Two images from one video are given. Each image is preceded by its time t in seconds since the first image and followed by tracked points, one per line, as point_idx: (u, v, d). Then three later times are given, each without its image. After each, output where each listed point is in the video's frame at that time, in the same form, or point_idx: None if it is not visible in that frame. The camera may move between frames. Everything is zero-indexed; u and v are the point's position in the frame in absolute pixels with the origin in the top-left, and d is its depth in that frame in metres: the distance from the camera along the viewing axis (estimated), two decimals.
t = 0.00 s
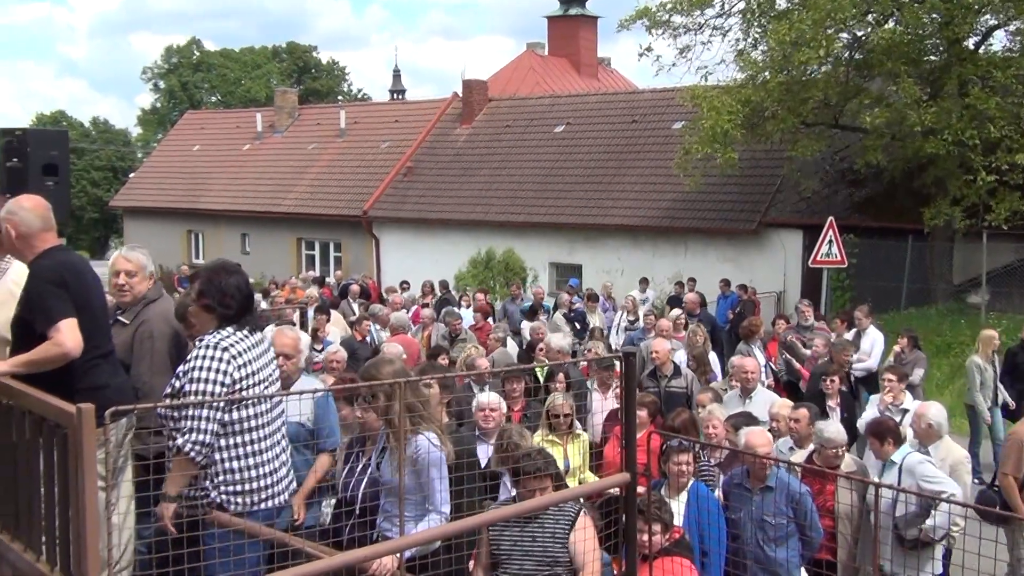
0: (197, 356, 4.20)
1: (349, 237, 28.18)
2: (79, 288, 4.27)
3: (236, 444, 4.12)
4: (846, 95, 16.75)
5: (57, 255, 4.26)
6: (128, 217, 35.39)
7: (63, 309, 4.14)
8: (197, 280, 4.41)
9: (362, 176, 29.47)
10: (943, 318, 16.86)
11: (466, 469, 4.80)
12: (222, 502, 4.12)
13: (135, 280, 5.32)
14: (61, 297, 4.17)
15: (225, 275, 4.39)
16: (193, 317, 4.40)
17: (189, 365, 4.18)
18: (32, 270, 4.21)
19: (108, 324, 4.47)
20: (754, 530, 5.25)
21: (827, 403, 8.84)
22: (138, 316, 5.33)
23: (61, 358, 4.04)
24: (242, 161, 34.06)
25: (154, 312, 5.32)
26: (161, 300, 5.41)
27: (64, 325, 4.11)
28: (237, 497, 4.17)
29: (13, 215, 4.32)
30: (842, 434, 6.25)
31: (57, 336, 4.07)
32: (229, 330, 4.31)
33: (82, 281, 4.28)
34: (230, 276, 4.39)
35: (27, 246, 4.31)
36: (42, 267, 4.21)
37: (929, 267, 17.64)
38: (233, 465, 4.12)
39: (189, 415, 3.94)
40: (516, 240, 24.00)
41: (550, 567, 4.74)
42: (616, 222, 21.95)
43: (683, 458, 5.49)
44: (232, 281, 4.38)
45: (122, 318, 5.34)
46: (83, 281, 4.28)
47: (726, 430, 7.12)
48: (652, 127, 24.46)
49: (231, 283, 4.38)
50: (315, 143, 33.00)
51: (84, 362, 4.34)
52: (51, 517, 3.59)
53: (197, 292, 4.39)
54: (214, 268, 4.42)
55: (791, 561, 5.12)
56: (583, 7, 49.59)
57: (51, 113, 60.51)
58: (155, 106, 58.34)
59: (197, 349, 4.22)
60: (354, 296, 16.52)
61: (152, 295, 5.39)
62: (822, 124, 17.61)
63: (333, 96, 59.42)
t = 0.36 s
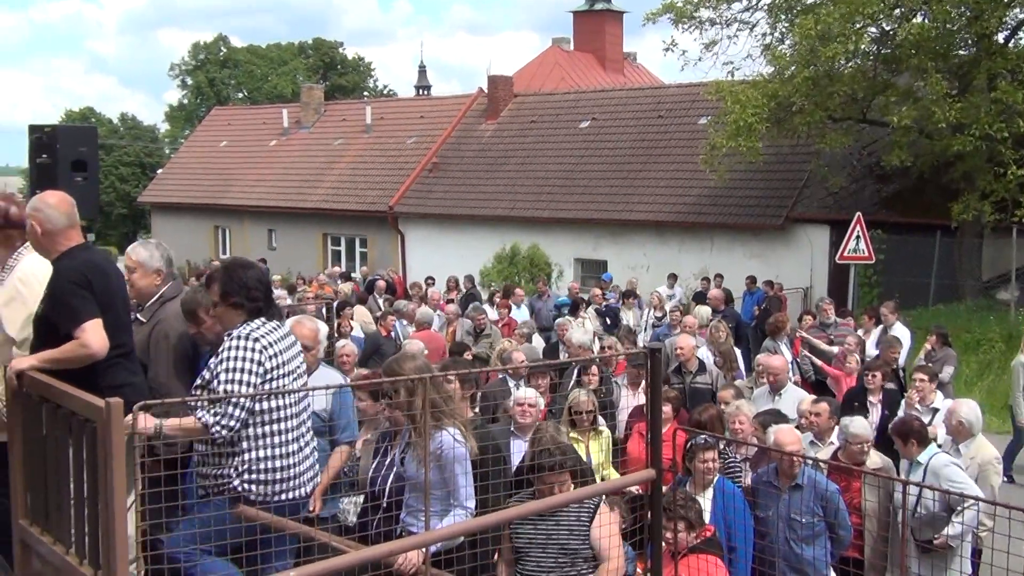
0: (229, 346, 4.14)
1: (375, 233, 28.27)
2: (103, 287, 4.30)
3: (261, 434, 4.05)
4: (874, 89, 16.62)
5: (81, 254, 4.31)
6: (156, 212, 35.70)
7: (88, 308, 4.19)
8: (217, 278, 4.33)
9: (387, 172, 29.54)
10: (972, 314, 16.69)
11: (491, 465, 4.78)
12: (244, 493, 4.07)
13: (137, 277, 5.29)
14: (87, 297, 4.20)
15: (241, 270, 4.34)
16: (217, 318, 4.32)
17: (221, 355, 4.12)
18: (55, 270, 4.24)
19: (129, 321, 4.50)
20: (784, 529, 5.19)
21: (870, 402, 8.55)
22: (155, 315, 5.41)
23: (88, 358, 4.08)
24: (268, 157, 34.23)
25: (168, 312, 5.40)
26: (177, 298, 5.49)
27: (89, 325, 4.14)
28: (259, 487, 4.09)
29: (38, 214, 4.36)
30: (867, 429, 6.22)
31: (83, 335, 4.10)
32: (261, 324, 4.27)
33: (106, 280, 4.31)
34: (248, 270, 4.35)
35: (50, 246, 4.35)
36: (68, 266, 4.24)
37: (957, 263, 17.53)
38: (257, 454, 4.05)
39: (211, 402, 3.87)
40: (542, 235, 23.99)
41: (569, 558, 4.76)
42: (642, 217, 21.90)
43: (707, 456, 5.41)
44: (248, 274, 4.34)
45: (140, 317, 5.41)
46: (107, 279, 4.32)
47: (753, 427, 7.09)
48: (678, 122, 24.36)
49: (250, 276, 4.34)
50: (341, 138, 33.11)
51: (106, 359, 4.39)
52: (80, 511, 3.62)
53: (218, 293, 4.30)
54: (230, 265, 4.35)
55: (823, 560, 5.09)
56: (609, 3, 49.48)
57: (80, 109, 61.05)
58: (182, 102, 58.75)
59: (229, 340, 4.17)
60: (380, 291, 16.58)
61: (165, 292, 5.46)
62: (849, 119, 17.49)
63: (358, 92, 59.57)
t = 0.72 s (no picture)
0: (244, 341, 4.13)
1: (399, 229, 28.32)
2: (129, 278, 4.36)
3: (271, 426, 4.03)
4: (900, 85, 16.49)
5: (106, 247, 4.35)
6: (182, 209, 35.92)
7: (116, 298, 4.25)
8: (235, 277, 4.32)
9: (411, 168, 29.61)
10: (1000, 312, 16.55)
11: (514, 461, 4.80)
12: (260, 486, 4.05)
13: (148, 278, 5.47)
14: (115, 287, 4.26)
15: (259, 267, 4.34)
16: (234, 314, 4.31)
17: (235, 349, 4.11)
18: (83, 261, 4.28)
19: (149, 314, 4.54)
20: (809, 529, 5.11)
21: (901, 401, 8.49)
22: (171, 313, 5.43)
23: (120, 345, 4.14)
24: (293, 154, 34.37)
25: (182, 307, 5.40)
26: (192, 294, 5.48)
27: (119, 314, 4.20)
28: (274, 480, 4.07)
29: (62, 207, 4.36)
30: (890, 428, 6.19)
31: (114, 323, 4.17)
32: (275, 320, 4.26)
33: (130, 272, 4.37)
34: (265, 266, 4.35)
35: (75, 240, 4.36)
36: (96, 258, 4.28)
37: (985, 260, 17.38)
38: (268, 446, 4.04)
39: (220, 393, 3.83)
40: (566, 232, 23.97)
41: (585, 556, 4.77)
42: (666, 213, 21.85)
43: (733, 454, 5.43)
44: (265, 271, 4.34)
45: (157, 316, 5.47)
46: (131, 273, 4.38)
47: (779, 425, 7.06)
48: (703, 118, 24.27)
49: (267, 272, 4.35)
50: (365, 135, 33.21)
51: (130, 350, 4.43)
52: (106, 505, 3.67)
53: (235, 288, 4.29)
54: (246, 263, 4.35)
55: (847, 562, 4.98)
56: None
57: (107, 107, 61.51)
58: (208, 99, 59.12)
59: (243, 335, 4.16)
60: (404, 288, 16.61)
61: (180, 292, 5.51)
62: (876, 115, 17.36)
63: (382, 89, 59.70)
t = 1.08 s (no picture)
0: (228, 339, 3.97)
1: (420, 226, 28.35)
2: (148, 267, 4.42)
3: (266, 425, 3.91)
4: (924, 81, 16.37)
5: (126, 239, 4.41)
6: (204, 206, 36.10)
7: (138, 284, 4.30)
8: (220, 270, 4.18)
9: (432, 165, 29.64)
10: None
11: (536, 458, 4.77)
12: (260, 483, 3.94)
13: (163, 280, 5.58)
14: (135, 274, 4.31)
15: (246, 265, 4.19)
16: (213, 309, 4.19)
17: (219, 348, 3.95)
18: (104, 251, 4.33)
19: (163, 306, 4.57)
20: (834, 529, 5.02)
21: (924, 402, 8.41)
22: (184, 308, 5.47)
23: (145, 324, 4.18)
24: (314, 151, 34.47)
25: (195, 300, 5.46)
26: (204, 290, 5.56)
27: (143, 295, 4.25)
28: (274, 478, 3.96)
29: (82, 202, 4.42)
30: (911, 425, 6.14)
31: (138, 304, 4.22)
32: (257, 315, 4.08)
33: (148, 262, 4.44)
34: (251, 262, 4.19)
35: (93, 234, 4.41)
36: (118, 246, 4.34)
37: (1009, 257, 17.25)
38: (266, 445, 3.91)
39: (205, 392, 3.68)
40: (587, 229, 23.93)
41: (593, 558, 4.73)
42: (688, 209, 21.78)
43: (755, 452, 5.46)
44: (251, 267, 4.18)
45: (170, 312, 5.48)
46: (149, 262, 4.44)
47: (804, 422, 7.04)
48: (724, 115, 24.16)
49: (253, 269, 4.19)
50: (386, 132, 33.28)
51: (152, 338, 4.46)
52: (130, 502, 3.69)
53: (219, 284, 4.16)
54: (233, 259, 4.20)
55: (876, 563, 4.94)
56: None
57: (131, 104, 61.89)
58: (231, 97, 59.41)
59: (225, 335, 4.00)
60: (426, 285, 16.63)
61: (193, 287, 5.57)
62: (899, 111, 17.24)
63: (404, 86, 59.78)
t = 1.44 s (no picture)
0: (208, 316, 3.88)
1: (440, 223, 28.35)
2: (162, 263, 4.44)
3: (254, 397, 3.78)
4: (947, 77, 16.25)
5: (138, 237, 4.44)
6: (226, 204, 36.27)
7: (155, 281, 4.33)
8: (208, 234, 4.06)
9: (452, 163, 29.66)
10: None
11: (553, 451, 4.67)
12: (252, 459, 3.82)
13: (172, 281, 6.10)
14: (150, 270, 4.33)
15: (235, 230, 4.06)
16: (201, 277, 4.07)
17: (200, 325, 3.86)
18: (119, 249, 4.35)
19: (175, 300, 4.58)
20: (862, 530, 5.00)
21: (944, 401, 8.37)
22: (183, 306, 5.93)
23: (164, 315, 4.18)
24: (335, 149, 34.57)
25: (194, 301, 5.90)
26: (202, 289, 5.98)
27: (161, 289, 4.26)
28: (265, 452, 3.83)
29: (92, 199, 4.39)
30: (934, 423, 6.10)
31: (157, 297, 4.22)
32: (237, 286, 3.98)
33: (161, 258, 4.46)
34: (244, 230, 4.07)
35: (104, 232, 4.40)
36: (132, 244, 4.37)
37: None
38: (254, 418, 3.77)
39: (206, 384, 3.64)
40: (608, 226, 23.89)
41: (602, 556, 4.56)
42: (710, 207, 21.70)
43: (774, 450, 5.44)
44: (245, 234, 4.06)
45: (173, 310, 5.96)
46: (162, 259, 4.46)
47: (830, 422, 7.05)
48: (746, 112, 24.05)
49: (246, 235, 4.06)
50: (407, 130, 33.34)
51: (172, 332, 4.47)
52: (153, 496, 3.72)
53: (207, 248, 4.03)
54: (222, 223, 4.08)
55: (899, 564, 4.88)
56: None
57: (153, 102, 62.24)
58: (252, 95, 59.64)
59: (206, 309, 3.90)
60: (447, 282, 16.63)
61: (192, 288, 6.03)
62: (921, 108, 17.12)
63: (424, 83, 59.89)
